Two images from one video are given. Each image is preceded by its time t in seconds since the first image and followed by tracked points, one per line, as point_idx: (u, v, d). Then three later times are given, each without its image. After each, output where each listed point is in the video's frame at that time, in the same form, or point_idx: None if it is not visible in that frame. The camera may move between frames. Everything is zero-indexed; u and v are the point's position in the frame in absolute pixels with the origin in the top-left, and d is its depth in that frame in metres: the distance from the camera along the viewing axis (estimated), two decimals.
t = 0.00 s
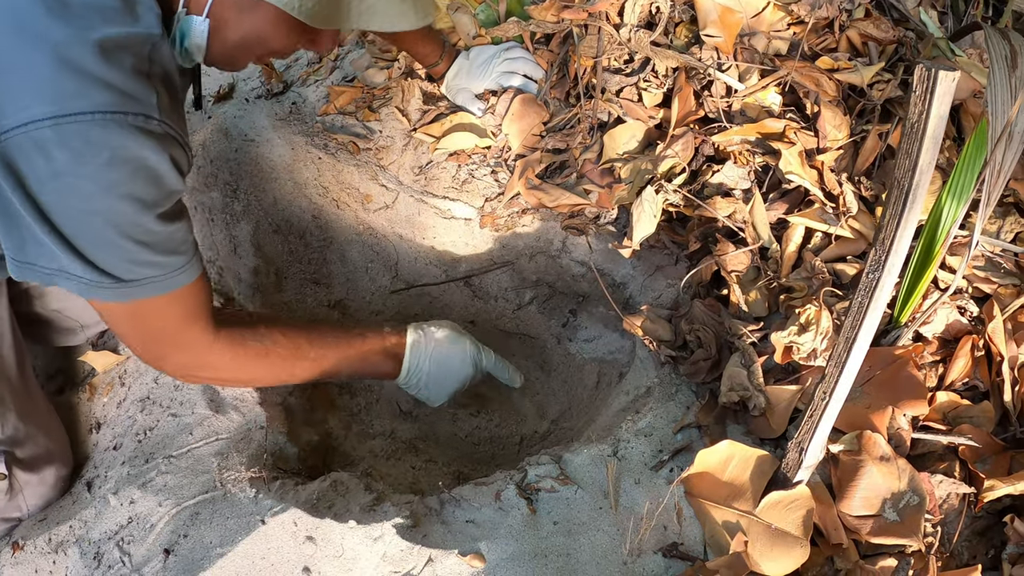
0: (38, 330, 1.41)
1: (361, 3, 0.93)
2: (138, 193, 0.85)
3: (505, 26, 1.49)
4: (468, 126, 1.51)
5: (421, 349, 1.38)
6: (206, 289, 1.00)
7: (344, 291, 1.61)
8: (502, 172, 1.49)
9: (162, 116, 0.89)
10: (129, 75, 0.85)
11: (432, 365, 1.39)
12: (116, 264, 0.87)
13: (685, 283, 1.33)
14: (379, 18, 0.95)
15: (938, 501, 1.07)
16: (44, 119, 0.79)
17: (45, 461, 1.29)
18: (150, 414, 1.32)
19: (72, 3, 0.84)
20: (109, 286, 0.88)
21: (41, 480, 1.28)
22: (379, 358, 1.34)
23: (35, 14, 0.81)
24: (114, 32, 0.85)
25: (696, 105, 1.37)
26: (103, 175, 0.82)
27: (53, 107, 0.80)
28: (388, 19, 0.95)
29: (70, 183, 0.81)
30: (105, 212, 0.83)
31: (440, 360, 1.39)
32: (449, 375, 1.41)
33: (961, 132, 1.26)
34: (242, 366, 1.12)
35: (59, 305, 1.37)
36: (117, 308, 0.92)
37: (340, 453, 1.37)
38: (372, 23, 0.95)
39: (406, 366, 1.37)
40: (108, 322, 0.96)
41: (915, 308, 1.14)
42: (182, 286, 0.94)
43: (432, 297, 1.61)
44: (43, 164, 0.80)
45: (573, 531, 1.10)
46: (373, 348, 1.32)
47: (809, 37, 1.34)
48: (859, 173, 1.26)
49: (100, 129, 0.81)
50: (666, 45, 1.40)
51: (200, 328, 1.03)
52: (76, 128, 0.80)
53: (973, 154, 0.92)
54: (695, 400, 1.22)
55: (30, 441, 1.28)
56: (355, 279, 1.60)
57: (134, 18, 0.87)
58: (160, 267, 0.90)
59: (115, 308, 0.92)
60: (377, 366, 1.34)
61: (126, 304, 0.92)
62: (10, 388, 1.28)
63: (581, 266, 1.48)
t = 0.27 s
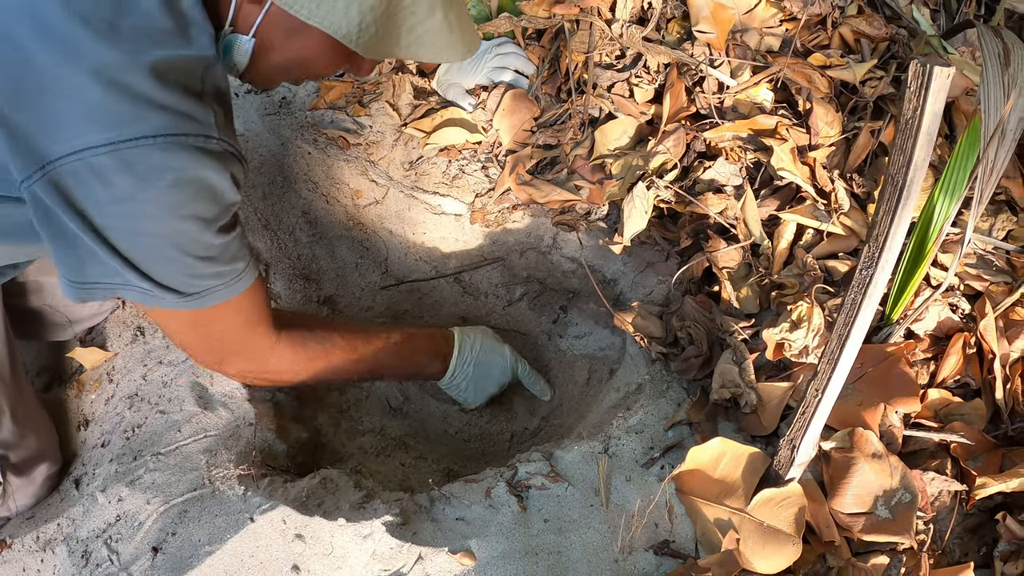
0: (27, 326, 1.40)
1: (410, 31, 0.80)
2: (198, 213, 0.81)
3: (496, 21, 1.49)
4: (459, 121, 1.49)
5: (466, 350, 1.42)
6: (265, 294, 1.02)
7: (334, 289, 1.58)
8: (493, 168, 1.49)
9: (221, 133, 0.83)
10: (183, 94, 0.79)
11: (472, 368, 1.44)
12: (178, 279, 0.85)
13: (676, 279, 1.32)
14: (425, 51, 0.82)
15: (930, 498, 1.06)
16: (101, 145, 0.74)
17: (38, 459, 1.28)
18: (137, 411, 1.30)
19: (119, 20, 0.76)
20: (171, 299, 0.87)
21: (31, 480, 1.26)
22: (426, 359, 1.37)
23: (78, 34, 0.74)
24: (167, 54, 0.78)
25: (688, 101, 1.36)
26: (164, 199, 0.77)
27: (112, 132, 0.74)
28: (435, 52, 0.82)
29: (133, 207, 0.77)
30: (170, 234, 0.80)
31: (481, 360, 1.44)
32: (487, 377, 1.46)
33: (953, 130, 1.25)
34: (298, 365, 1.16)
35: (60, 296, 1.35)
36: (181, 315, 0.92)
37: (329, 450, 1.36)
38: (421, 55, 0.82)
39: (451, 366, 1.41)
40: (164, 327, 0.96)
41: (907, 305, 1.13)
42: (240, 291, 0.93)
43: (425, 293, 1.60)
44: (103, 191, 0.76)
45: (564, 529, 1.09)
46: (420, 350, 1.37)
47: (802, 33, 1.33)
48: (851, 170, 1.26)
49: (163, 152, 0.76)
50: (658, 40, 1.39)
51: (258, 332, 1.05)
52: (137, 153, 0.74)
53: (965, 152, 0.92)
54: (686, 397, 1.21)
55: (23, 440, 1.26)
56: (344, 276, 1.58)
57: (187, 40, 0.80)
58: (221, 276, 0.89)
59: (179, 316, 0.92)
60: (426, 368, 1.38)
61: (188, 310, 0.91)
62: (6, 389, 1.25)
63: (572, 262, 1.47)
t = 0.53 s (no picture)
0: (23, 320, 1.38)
1: (442, 36, 0.90)
2: (221, 214, 0.84)
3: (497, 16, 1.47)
4: (459, 116, 1.48)
5: (446, 338, 1.43)
6: (259, 294, 1.02)
7: (332, 285, 1.57)
8: (493, 164, 1.47)
9: (248, 136, 0.87)
10: (215, 94, 0.82)
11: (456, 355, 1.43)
12: (191, 280, 0.88)
13: (677, 276, 1.31)
14: (456, 55, 0.93)
15: (931, 498, 1.06)
16: (133, 143, 0.76)
17: (35, 454, 1.27)
18: (134, 406, 1.29)
19: (156, 18, 0.79)
20: (182, 302, 0.89)
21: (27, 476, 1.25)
22: (410, 349, 1.39)
23: (115, 30, 0.76)
24: (202, 54, 0.81)
25: (690, 98, 1.36)
26: (192, 199, 0.80)
27: (143, 131, 0.76)
28: (464, 56, 0.93)
29: (157, 207, 0.79)
30: (189, 233, 0.82)
31: (462, 345, 1.44)
32: (473, 369, 1.46)
33: (954, 131, 1.25)
34: (289, 362, 1.16)
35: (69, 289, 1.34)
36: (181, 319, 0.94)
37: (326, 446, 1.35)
38: (451, 58, 0.93)
39: (435, 353, 1.41)
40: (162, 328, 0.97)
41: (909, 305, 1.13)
42: (245, 292, 0.96)
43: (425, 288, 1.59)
44: (130, 189, 0.78)
45: (565, 527, 1.09)
46: (404, 341, 1.38)
47: (804, 32, 1.32)
48: (853, 169, 1.25)
49: (193, 153, 0.79)
50: (660, 37, 1.39)
51: (255, 333, 1.05)
52: (168, 153, 0.77)
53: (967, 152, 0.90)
54: (687, 395, 1.21)
55: (20, 438, 1.25)
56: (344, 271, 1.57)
57: (221, 37, 0.83)
58: (231, 277, 0.92)
59: (180, 320, 0.94)
60: (410, 358, 1.40)
61: (192, 315, 0.93)
62: (7, 382, 1.25)
63: (571, 259, 1.46)
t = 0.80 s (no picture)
0: (27, 314, 1.37)
1: (461, 36, 0.91)
2: (239, 211, 0.84)
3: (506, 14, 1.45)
4: (467, 114, 1.47)
5: (468, 343, 1.42)
6: (278, 288, 1.01)
7: (338, 282, 1.56)
8: (500, 162, 1.47)
9: (269, 134, 0.86)
10: (234, 90, 0.81)
11: (474, 366, 1.43)
12: (208, 274, 0.87)
13: (687, 277, 1.31)
14: (473, 55, 0.94)
15: (939, 502, 1.07)
16: (152, 139, 0.75)
17: (38, 449, 1.26)
18: (138, 401, 1.28)
19: (175, 13, 0.79)
20: (199, 296, 0.89)
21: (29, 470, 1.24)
22: (428, 354, 1.38)
23: (136, 25, 0.76)
24: (220, 49, 0.80)
25: (700, 99, 1.35)
26: (210, 196, 0.80)
27: (163, 128, 0.75)
28: (481, 56, 0.94)
29: (175, 203, 0.79)
30: (207, 229, 0.82)
31: (483, 356, 1.43)
32: (489, 378, 1.46)
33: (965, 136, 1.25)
34: (305, 357, 1.15)
35: (75, 283, 1.34)
36: (200, 313, 0.93)
37: (332, 444, 1.35)
38: (467, 57, 0.94)
39: (453, 361, 1.41)
40: (181, 322, 0.96)
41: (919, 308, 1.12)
42: (262, 286, 0.95)
43: (433, 285, 1.58)
44: (147, 184, 0.78)
45: (573, 528, 1.09)
46: (423, 346, 1.36)
47: (815, 34, 1.32)
48: (862, 172, 1.25)
49: (212, 150, 0.78)
50: (671, 37, 1.38)
51: (272, 327, 1.05)
52: (187, 150, 0.77)
53: (981, 156, 0.89)
54: (696, 396, 1.21)
55: (22, 432, 1.24)
56: (349, 268, 1.55)
57: (240, 33, 0.83)
58: (248, 271, 0.91)
59: (198, 314, 0.93)
60: (426, 362, 1.39)
61: (210, 310, 0.92)
62: (11, 373, 1.25)
63: (579, 259, 1.46)
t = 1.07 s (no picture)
0: (19, 313, 1.35)
1: (452, 35, 0.90)
2: (227, 209, 0.84)
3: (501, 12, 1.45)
4: (462, 112, 1.47)
5: (452, 336, 1.42)
6: (262, 281, 1.01)
7: (331, 279, 1.56)
8: (495, 160, 1.46)
9: (257, 132, 0.85)
10: (225, 89, 0.80)
11: (459, 359, 1.43)
12: (196, 270, 0.87)
13: (680, 276, 1.31)
14: (465, 54, 0.93)
15: (934, 500, 1.06)
16: (140, 138, 0.75)
17: (31, 448, 1.25)
18: (131, 400, 1.28)
19: (166, 11, 0.78)
20: (188, 293, 0.89)
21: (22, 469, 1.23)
22: (412, 348, 1.38)
23: (125, 24, 0.75)
24: (211, 49, 0.80)
25: (694, 97, 1.35)
26: (198, 195, 0.80)
27: (152, 126, 0.75)
28: (473, 56, 0.93)
29: (165, 202, 0.79)
30: (196, 227, 0.82)
31: (468, 350, 1.43)
32: (476, 372, 1.46)
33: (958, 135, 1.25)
34: (288, 352, 1.15)
35: (70, 282, 1.33)
36: (187, 309, 0.93)
37: (327, 442, 1.34)
38: (459, 57, 0.93)
39: (437, 355, 1.41)
40: (167, 317, 0.96)
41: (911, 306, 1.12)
42: (249, 282, 0.95)
43: (425, 283, 1.58)
44: (136, 182, 0.77)
45: (568, 526, 1.08)
46: (407, 341, 1.37)
47: (810, 32, 1.32)
48: (857, 170, 1.25)
49: (200, 149, 0.78)
50: (665, 35, 1.38)
51: (255, 321, 1.05)
52: (176, 148, 0.76)
53: (974, 155, 0.88)
54: (690, 394, 1.21)
55: (15, 431, 1.24)
56: (343, 266, 1.56)
57: (231, 31, 0.82)
58: (234, 266, 0.91)
59: (184, 310, 0.93)
60: (411, 356, 1.39)
61: (198, 305, 0.92)
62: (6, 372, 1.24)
63: (573, 257, 1.46)
